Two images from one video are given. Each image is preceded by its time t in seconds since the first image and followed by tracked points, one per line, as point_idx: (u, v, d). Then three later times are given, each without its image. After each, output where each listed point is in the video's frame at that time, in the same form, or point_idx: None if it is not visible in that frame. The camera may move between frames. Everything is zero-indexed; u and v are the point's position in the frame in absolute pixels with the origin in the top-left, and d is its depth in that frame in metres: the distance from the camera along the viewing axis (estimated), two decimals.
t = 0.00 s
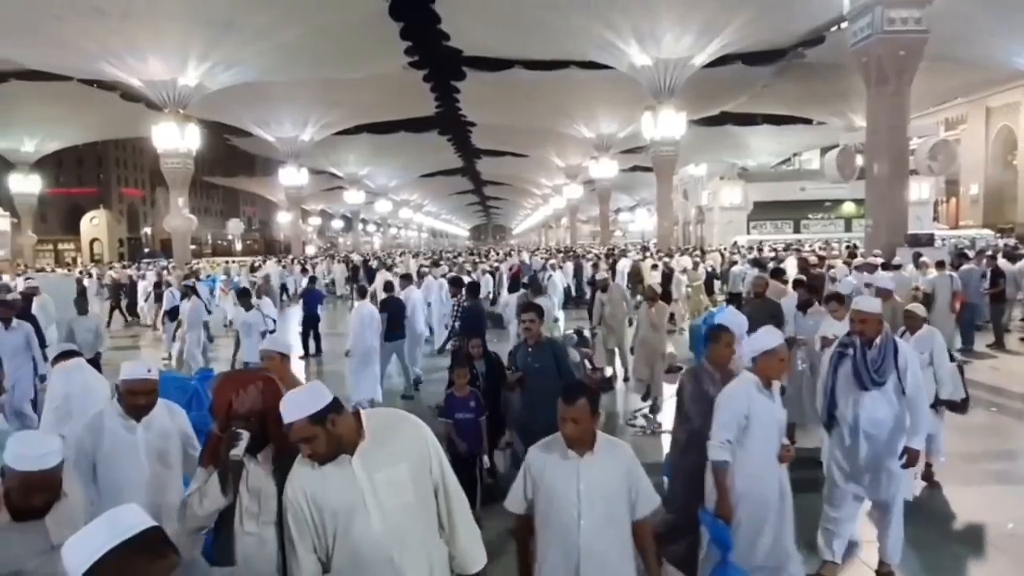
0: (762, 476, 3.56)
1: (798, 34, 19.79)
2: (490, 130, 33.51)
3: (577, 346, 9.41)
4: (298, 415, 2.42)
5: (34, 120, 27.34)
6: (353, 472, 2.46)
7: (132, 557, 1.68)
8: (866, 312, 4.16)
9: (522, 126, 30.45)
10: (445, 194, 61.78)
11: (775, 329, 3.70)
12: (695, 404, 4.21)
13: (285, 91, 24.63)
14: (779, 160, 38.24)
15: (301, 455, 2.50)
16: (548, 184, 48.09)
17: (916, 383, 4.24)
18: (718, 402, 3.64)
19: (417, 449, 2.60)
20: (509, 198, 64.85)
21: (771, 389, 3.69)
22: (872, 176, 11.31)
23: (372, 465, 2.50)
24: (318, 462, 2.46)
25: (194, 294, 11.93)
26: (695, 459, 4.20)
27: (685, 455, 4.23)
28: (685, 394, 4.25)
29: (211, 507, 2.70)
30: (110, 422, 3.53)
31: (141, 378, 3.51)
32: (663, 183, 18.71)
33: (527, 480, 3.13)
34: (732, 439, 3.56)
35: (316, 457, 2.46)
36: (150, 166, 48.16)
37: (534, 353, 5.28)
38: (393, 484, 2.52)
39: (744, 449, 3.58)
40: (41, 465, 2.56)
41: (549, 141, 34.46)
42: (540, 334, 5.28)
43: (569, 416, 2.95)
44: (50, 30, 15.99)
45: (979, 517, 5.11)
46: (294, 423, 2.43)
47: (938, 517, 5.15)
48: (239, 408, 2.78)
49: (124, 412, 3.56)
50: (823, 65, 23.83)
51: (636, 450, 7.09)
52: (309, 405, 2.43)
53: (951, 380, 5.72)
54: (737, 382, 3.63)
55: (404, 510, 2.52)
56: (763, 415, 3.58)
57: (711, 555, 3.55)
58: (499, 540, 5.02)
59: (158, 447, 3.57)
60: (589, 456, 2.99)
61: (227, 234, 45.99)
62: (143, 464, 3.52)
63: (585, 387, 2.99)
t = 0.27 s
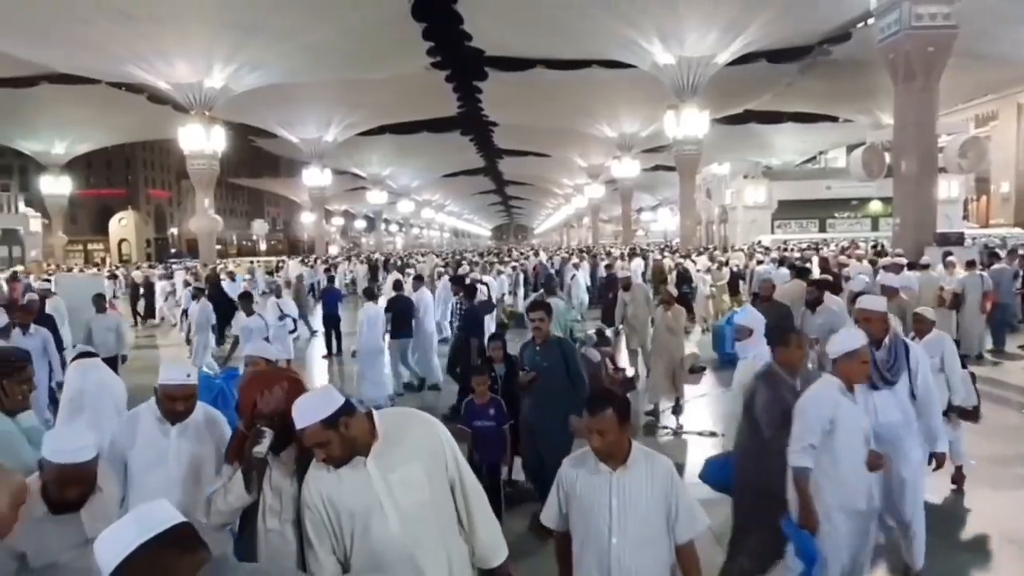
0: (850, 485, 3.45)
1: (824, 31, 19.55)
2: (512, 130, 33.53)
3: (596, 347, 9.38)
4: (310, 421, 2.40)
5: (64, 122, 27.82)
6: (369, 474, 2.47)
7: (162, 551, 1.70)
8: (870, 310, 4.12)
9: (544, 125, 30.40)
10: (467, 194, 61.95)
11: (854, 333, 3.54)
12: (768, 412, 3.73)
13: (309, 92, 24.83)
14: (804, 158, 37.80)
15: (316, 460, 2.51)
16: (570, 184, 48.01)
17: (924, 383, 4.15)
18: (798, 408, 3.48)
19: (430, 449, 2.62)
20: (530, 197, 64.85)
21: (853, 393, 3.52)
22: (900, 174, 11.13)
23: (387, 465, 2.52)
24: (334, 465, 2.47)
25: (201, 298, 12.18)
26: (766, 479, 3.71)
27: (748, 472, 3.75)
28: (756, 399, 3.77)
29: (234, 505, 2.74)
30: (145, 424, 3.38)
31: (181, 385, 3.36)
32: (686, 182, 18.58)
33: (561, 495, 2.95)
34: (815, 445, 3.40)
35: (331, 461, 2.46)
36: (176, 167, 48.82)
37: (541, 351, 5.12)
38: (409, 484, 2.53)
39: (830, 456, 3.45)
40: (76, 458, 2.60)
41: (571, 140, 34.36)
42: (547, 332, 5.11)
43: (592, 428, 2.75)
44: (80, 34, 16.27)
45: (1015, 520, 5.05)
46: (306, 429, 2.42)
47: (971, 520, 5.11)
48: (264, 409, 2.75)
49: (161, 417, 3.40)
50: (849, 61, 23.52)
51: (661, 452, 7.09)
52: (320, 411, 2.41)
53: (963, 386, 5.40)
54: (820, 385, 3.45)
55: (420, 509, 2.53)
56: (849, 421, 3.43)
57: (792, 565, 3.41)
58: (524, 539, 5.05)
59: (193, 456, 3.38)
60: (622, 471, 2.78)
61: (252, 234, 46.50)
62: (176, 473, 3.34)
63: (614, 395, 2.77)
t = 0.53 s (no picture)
0: (932, 496, 3.07)
1: (845, 27, 19.36)
2: (530, 129, 33.52)
3: (612, 345, 9.44)
4: (327, 421, 2.38)
5: (88, 124, 28.22)
6: (386, 473, 2.47)
7: (187, 545, 1.72)
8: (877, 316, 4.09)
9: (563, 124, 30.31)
10: (485, 194, 62.07)
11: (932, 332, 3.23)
12: (838, 419, 3.49)
13: (327, 92, 24.96)
14: (825, 155, 37.39)
15: (333, 460, 2.50)
16: (588, 183, 47.93)
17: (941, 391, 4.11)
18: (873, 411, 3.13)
19: (446, 448, 2.60)
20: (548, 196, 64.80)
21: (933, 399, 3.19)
22: (924, 171, 10.97)
23: (404, 465, 2.51)
24: (351, 465, 2.46)
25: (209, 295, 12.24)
26: (834, 487, 3.54)
27: (819, 480, 3.59)
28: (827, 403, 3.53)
29: (251, 502, 2.73)
30: (181, 430, 3.04)
31: (218, 395, 3.00)
32: (705, 180, 18.48)
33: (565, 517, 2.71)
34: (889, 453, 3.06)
35: (349, 461, 2.45)
36: (197, 168, 49.34)
37: (552, 353, 4.95)
38: (425, 483, 2.52)
39: (908, 465, 3.09)
40: (100, 454, 2.55)
41: (589, 139, 34.26)
42: (556, 335, 4.94)
43: (592, 444, 2.48)
44: (103, 37, 16.48)
45: None
46: (324, 429, 2.40)
47: (995, 520, 5.03)
48: (281, 406, 2.72)
49: (195, 426, 3.06)
50: (872, 57, 23.24)
51: (679, 451, 7.05)
52: (339, 411, 2.39)
53: (973, 388, 5.24)
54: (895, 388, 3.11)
55: (437, 509, 2.52)
56: (930, 427, 3.09)
57: None
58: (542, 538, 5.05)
59: (221, 476, 3.01)
60: (630, 489, 2.53)
61: (272, 233, 46.92)
62: (204, 493, 2.98)
63: (617, 406, 2.50)
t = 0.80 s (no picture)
0: (1022, 511, 2.95)
1: (865, 23, 19.14)
2: (547, 129, 33.49)
3: (629, 345, 9.42)
4: (345, 421, 2.39)
5: (110, 125, 28.59)
6: (403, 473, 2.47)
7: (217, 539, 1.76)
8: (898, 320, 3.90)
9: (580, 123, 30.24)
10: (502, 194, 62.09)
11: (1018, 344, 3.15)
12: (913, 429, 3.23)
13: (345, 93, 25.09)
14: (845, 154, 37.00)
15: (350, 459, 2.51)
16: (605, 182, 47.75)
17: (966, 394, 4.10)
18: (955, 427, 3.07)
19: (461, 447, 2.61)
20: (565, 196, 64.67)
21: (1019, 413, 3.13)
22: (946, 169, 10.81)
23: (421, 464, 2.52)
24: (368, 464, 2.46)
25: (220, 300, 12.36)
26: (903, 496, 3.22)
27: (882, 488, 3.27)
28: (898, 415, 3.29)
29: (267, 498, 2.75)
30: (203, 436, 3.01)
31: (241, 401, 2.95)
32: (722, 179, 18.33)
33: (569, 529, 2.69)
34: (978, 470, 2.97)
35: (366, 460, 2.46)
36: (217, 169, 49.80)
37: (569, 359, 4.88)
38: (440, 482, 2.53)
39: (999, 481, 2.97)
40: (124, 453, 2.58)
41: (606, 138, 34.16)
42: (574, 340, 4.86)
43: (595, 462, 2.46)
44: (125, 40, 16.70)
45: None
46: (341, 429, 2.41)
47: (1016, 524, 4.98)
48: (300, 404, 2.74)
49: (218, 432, 3.02)
50: (893, 54, 22.96)
51: (696, 452, 7.04)
52: (357, 409, 2.40)
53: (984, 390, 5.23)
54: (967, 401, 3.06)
55: (451, 507, 2.53)
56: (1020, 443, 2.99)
57: None
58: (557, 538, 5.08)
59: (242, 482, 2.93)
60: (635, 504, 2.52)
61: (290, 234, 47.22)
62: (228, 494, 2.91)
63: (621, 421, 2.45)
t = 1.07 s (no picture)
0: None
1: (892, 20, 18.89)
2: (570, 129, 33.46)
3: (653, 345, 9.39)
4: (367, 421, 2.41)
5: (139, 127, 29.03)
6: (426, 473, 2.48)
7: (244, 534, 1.78)
8: (939, 321, 3.86)
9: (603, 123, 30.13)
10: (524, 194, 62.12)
11: None
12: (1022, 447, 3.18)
13: (369, 94, 25.26)
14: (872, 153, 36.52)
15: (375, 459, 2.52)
16: (628, 182, 47.55)
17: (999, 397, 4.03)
18: None
19: (485, 446, 2.60)
20: (587, 195, 64.52)
21: None
22: (977, 167, 10.64)
23: (444, 464, 2.53)
24: (391, 464, 2.48)
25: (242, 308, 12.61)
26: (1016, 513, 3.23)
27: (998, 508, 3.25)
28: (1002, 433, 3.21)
29: (293, 494, 2.77)
30: (229, 439, 3.03)
31: (269, 401, 2.98)
32: (747, 179, 18.18)
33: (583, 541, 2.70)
34: None
35: (389, 461, 2.47)
36: (242, 169, 50.37)
37: (597, 366, 4.71)
38: (463, 481, 2.53)
39: None
40: (150, 459, 2.62)
41: (629, 138, 34.03)
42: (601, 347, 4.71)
43: (605, 488, 2.46)
44: (154, 43, 16.96)
45: None
46: (365, 430, 2.43)
47: None
48: (326, 400, 2.78)
49: (246, 435, 3.03)
50: (922, 51, 22.61)
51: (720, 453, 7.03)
52: (380, 410, 2.41)
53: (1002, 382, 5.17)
54: None
55: (475, 505, 2.53)
56: None
57: None
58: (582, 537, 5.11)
59: (269, 482, 2.94)
60: (647, 532, 2.51)
61: (314, 233, 47.59)
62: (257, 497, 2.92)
63: (630, 450, 2.44)
